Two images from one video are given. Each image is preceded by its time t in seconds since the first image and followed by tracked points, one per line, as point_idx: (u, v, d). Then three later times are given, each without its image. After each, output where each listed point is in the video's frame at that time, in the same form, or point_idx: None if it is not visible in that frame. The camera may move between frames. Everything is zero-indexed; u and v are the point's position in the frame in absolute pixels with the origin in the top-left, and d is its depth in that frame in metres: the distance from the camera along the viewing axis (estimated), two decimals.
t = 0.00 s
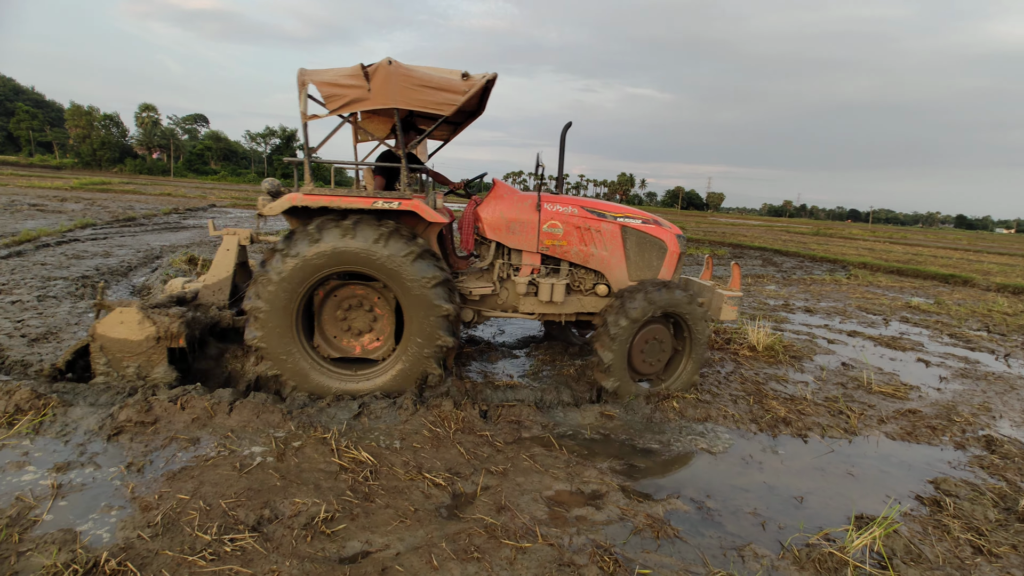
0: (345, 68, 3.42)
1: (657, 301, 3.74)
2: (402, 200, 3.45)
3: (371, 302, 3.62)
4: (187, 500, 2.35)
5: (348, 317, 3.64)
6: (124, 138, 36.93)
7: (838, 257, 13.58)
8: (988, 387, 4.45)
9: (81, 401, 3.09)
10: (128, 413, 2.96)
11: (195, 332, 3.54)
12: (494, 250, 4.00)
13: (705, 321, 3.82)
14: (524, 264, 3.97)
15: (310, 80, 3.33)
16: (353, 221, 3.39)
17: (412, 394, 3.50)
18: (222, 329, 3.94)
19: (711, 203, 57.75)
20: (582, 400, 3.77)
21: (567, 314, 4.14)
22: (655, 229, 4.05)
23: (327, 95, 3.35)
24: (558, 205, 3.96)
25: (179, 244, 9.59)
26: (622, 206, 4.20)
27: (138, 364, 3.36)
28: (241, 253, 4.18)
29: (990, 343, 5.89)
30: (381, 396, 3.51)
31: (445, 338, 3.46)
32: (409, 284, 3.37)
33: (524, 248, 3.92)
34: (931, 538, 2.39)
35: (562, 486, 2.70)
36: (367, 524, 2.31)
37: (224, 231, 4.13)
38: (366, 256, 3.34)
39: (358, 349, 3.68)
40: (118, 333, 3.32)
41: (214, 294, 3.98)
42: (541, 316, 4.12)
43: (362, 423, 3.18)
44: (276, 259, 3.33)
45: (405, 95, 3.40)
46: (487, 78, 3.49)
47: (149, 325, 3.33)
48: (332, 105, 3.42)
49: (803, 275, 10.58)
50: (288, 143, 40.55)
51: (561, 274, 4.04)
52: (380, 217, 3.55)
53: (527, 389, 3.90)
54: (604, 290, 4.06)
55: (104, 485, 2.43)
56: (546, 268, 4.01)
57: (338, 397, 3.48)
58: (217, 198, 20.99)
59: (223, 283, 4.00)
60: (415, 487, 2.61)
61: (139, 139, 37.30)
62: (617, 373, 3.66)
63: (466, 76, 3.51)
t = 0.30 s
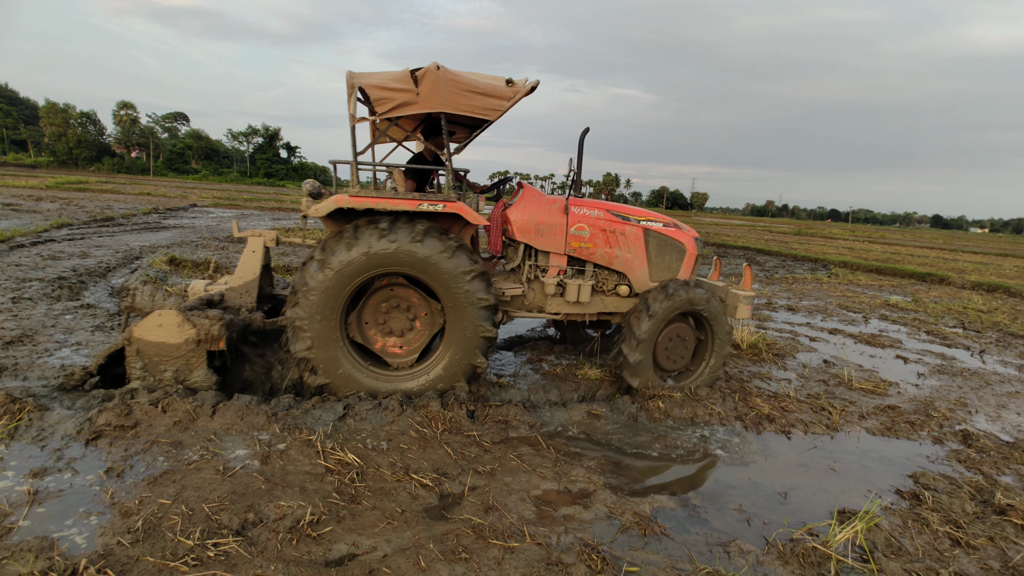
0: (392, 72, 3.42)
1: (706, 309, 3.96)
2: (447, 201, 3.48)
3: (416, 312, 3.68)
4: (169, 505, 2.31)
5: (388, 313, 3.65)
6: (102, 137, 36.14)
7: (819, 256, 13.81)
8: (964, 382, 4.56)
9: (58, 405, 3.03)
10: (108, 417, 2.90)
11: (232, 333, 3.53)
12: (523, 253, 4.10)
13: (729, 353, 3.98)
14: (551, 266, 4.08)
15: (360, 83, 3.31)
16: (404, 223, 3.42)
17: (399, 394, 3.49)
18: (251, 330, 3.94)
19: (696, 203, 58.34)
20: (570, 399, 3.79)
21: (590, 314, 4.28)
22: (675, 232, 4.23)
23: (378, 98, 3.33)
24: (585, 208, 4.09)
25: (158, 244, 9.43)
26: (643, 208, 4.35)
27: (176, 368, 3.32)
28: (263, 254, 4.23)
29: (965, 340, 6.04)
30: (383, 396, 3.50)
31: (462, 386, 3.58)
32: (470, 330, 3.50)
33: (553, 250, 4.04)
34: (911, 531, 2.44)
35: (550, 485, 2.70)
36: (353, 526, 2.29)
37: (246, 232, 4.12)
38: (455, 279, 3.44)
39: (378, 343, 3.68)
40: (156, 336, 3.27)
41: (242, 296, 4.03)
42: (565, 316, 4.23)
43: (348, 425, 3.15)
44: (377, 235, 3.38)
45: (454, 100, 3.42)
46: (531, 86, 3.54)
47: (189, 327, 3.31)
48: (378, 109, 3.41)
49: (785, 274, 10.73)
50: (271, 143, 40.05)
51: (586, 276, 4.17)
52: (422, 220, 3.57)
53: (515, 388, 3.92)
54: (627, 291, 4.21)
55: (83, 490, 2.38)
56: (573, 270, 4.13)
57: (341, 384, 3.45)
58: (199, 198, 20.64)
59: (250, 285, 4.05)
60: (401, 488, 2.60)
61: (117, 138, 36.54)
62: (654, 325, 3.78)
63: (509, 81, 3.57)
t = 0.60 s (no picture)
0: (436, 83, 3.49)
1: (736, 330, 4.16)
2: (489, 207, 3.60)
3: (457, 325, 3.68)
4: (155, 511, 2.27)
5: (431, 315, 3.64)
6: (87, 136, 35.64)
7: (807, 255, 13.95)
8: (949, 380, 4.63)
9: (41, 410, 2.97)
10: (92, 421, 2.86)
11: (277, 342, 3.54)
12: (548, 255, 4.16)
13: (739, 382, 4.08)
14: (578, 267, 4.16)
15: (406, 92, 3.38)
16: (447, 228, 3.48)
17: (388, 396, 3.45)
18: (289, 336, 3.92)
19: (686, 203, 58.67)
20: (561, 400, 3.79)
21: (614, 314, 4.36)
22: (694, 233, 4.40)
23: (422, 106, 3.38)
24: (609, 210, 4.21)
25: (144, 245, 9.32)
26: (661, 210, 4.51)
27: (224, 377, 3.31)
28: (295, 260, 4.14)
29: (950, 338, 6.12)
30: (385, 387, 3.47)
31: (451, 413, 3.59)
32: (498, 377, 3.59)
33: (580, 252, 4.13)
34: (897, 529, 2.47)
35: (540, 487, 2.70)
36: (342, 530, 2.27)
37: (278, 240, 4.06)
38: (516, 323, 3.55)
39: (408, 333, 3.65)
40: (204, 346, 3.26)
41: (276, 303, 3.95)
42: (590, 316, 4.31)
43: (337, 427, 3.13)
44: (481, 253, 3.44)
45: (496, 108, 3.47)
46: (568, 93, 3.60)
47: (237, 336, 3.31)
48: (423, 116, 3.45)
49: (774, 273, 10.83)
50: (261, 142, 39.73)
51: (611, 276, 4.25)
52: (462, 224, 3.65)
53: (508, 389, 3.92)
54: (648, 289, 4.34)
55: (66, 497, 2.33)
56: (598, 270, 4.22)
57: (362, 358, 3.41)
58: (187, 198, 20.43)
59: (284, 292, 3.97)
60: (391, 491, 2.58)
61: (103, 137, 36.08)
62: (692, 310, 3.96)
63: (548, 90, 3.62)
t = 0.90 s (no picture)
0: (479, 90, 3.54)
1: (757, 350, 4.29)
2: (532, 211, 3.59)
3: (492, 334, 3.77)
4: (146, 514, 2.25)
5: (478, 314, 3.71)
6: (77, 135, 35.27)
7: (799, 254, 14.03)
8: (941, 378, 4.66)
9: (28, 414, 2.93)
10: (82, 424, 2.82)
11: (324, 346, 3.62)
12: (576, 258, 4.21)
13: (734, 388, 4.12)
14: (607, 267, 4.22)
15: (455, 100, 3.41)
16: (494, 234, 3.51)
17: (381, 398, 3.43)
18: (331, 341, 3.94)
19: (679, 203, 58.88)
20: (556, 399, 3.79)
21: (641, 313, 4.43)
22: (717, 234, 4.48)
23: (470, 114, 3.43)
24: (637, 212, 4.28)
25: (135, 246, 9.23)
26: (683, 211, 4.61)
27: (277, 381, 3.35)
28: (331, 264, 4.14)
29: (942, 337, 6.17)
30: (409, 357, 3.42)
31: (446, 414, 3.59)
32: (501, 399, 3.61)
33: (610, 252, 4.18)
34: (891, 527, 2.48)
35: (536, 488, 2.69)
36: (336, 533, 2.25)
37: (315, 243, 4.04)
38: (547, 363, 3.69)
39: (450, 318, 3.68)
40: (257, 351, 3.31)
41: (316, 307, 4.02)
42: (618, 315, 4.37)
43: (331, 429, 3.10)
44: (560, 292, 3.63)
45: (540, 114, 3.51)
46: (607, 98, 3.69)
47: (290, 340, 3.39)
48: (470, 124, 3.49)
49: (766, 273, 10.89)
50: (253, 142, 39.53)
51: (638, 276, 4.31)
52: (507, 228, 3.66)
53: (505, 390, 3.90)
54: (673, 288, 4.42)
55: (55, 500, 2.30)
56: (626, 270, 4.28)
57: (408, 316, 3.37)
58: (178, 198, 20.27)
59: (323, 296, 4.04)
60: (385, 493, 2.56)
61: (92, 136, 35.73)
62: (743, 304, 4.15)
63: (586, 97, 3.70)
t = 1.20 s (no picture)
0: (523, 97, 3.64)
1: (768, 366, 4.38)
2: (573, 213, 3.73)
3: (518, 332, 3.86)
4: (138, 516, 2.23)
5: (522, 314, 3.84)
6: (69, 135, 35.02)
7: (793, 255, 14.09)
8: (934, 378, 4.69)
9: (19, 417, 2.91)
10: (74, 426, 2.80)
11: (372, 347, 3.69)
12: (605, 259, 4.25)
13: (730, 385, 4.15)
14: (636, 269, 4.28)
15: (501, 107, 3.49)
16: (540, 235, 3.62)
17: (376, 399, 3.42)
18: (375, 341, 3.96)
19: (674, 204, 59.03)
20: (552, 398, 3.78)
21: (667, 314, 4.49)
22: (740, 236, 4.55)
23: (516, 120, 3.52)
24: (664, 215, 4.35)
25: (128, 246, 9.15)
26: (706, 214, 4.68)
27: (328, 382, 3.45)
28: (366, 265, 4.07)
29: (934, 336, 6.21)
30: (460, 315, 3.47)
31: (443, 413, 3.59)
32: (502, 394, 3.64)
33: (638, 254, 4.24)
34: (884, 526, 2.49)
35: (530, 488, 2.69)
36: (330, 535, 2.24)
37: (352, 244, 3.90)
38: (552, 384, 3.78)
39: (501, 302, 3.78)
40: (311, 352, 3.37)
41: (356, 309, 3.96)
42: (645, 316, 4.43)
43: (325, 430, 3.09)
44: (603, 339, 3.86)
45: (581, 121, 3.65)
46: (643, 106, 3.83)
47: (341, 343, 3.44)
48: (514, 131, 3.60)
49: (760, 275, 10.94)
50: (248, 142, 39.37)
51: (665, 279, 4.37)
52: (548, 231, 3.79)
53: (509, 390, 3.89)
54: (699, 289, 4.45)
55: (45, 503, 2.28)
56: (653, 272, 4.34)
57: (483, 280, 3.49)
58: (172, 198, 20.16)
59: (363, 297, 3.98)
60: (379, 494, 2.55)
61: (84, 136, 35.46)
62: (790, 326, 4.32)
63: (624, 104, 3.82)
